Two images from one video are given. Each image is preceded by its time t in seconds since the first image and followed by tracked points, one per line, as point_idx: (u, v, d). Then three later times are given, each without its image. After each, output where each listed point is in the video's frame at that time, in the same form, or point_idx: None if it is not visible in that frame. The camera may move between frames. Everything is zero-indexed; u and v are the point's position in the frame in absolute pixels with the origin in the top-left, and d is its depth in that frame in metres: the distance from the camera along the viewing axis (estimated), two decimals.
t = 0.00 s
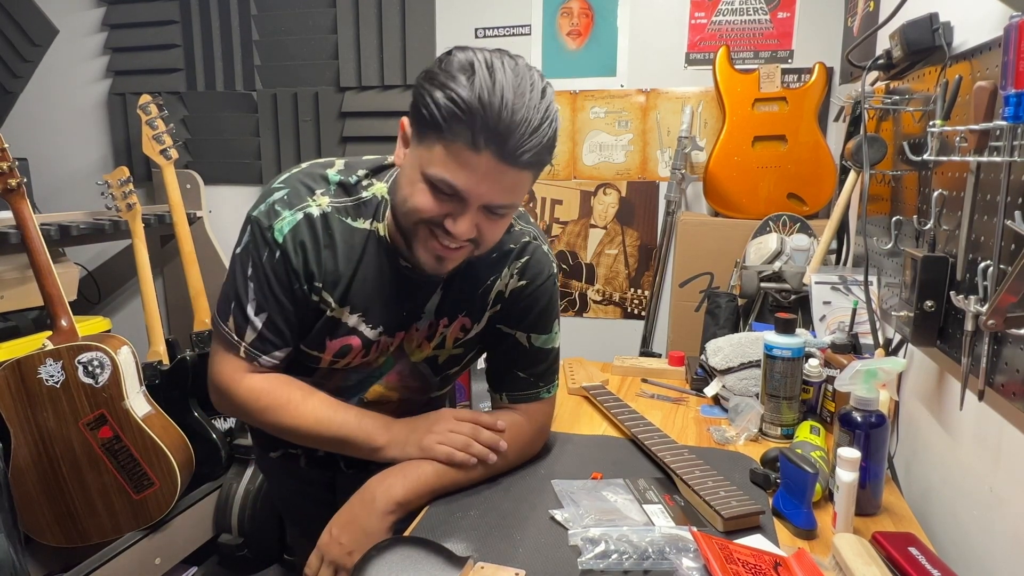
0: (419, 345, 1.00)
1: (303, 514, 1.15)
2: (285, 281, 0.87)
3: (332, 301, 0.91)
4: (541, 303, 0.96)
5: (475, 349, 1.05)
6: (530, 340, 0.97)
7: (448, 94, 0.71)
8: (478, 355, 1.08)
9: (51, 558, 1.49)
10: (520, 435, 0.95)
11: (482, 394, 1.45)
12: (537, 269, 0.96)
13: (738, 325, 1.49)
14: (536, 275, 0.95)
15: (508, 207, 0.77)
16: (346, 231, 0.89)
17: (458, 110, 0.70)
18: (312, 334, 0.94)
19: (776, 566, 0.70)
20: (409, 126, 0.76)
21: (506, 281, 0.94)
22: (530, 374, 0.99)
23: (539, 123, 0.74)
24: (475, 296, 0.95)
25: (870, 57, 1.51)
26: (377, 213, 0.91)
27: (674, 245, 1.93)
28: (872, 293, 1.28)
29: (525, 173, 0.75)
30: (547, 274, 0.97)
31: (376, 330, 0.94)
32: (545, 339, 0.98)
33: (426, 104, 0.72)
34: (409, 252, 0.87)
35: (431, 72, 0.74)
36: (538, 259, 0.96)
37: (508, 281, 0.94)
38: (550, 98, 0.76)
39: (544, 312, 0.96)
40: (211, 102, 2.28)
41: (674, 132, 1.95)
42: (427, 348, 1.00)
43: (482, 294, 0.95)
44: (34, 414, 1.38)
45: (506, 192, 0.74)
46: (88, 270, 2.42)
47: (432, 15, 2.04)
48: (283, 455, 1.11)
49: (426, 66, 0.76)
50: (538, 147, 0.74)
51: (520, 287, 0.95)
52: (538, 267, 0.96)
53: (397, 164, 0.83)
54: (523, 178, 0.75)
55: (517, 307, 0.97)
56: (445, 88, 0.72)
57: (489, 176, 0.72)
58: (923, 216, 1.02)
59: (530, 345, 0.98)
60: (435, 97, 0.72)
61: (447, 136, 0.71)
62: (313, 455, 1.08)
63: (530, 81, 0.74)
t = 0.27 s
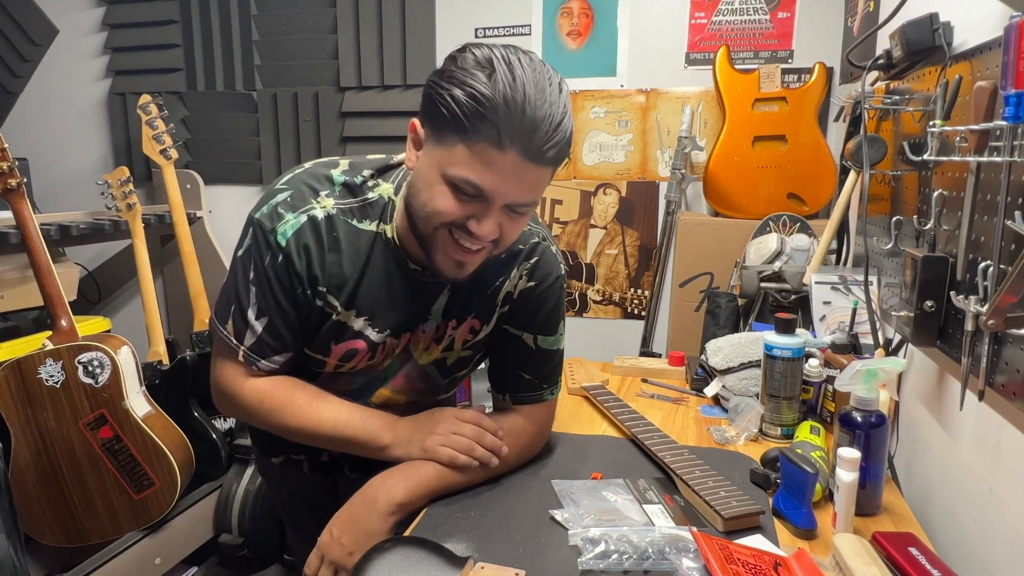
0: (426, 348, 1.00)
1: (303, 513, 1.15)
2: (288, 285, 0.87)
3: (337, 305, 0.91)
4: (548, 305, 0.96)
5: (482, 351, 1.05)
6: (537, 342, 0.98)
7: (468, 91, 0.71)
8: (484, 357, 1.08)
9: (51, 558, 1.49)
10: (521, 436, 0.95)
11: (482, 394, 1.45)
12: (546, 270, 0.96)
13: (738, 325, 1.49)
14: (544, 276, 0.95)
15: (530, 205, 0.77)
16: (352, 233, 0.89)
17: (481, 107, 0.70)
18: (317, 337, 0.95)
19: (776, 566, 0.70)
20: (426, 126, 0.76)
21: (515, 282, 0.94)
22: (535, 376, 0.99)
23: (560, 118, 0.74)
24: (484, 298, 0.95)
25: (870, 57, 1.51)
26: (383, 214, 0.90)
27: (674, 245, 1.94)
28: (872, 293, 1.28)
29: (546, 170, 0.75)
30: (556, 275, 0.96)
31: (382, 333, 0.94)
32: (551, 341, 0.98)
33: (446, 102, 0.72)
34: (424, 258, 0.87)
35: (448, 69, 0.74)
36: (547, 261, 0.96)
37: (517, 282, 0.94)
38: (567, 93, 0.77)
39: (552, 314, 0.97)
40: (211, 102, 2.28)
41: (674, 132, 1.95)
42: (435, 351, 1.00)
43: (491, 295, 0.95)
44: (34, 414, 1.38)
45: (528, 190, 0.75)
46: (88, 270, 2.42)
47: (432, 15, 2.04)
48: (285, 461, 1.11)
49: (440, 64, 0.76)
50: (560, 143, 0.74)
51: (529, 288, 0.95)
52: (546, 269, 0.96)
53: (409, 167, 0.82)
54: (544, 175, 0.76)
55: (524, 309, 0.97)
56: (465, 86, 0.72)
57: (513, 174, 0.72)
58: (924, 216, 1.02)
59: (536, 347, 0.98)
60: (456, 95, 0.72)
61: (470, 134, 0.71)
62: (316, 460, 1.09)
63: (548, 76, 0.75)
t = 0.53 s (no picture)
0: (433, 352, 0.99)
1: (303, 514, 1.15)
2: (290, 288, 0.87)
3: (341, 309, 0.91)
4: (555, 306, 0.97)
5: (488, 354, 1.05)
6: (542, 344, 0.98)
7: (478, 97, 0.71)
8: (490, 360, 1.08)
9: (51, 558, 1.49)
10: (522, 436, 0.95)
11: (482, 394, 1.45)
12: (553, 272, 0.96)
13: (738, 325, 1.49)
14: (551, 278, 0.96)
15: (546, 207, 0.77)
16: (356, 235, 0.89)
17: (493, 112, 0.70)
18: (321, 341, 0.95)
19: (775, 566, 0.70)
20: (435, 134, 0.75)
21: (522, 284, 0.95)
22: (539, 379, 0.99)
23: (571, 117, 0.74)
24: (491, 300, 0.95)
25: (870, 57, 1.51)
26: (388, 217, 0.90)
27: (674, 245, 1.93)
28: (872, 293, 1.28)
29: (560, 170, 0.76)
30: (562, 277, 0.97)
31: (387, 338, 0.94)
32: (555, 343, 0.98)
33: (457, 110, 0.72)
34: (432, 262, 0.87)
35: (453, 75, 0.74)
36: (555, 263, 0.96)
37: (524, 284, 0.95)
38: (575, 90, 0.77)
39: (559, 315, 0.97)
40: (211, 102, 2.28)
41: (674, 132, 1.95)
42: (441, 355, 1.00)
43: (498, 298, 0.95)
44: (34, 414, 1.38)
45: (545, 192, 0.75)
46: (88, 270, 2.42)
47: (432, 15, 2.04)
48: (287, 464, 1.11)
49: (443, 68, 0.75)
50: (574, 142, 0.75)
51: (536, 290, 0.96)
52: (554, 271, 0.96)
53: (414, 175, 0.81)
54: (559, 175, 0.76)
55: (531, 310, 0.97)
56: (475, 91, 0.71)
57: (530, 179, 0.73)
58: (923, 216, 1.02)
59: (542, 349, 0.98)
60: (466, 101, 0.71)
61: (484, 141, 0.71)
62: (320, 464, 1.09)
63: (555, 73, 0.75)
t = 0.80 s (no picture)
0: (428, 350, 0.99)
1: (304, 514, 1.15)
2: (289, 279, 0.87)
3: (339, 303, 0.91)
4: (555, 307, 0.97)
5: (487, 353, 1.04)
6: (542, 345, 0.98)
7: (481, 92, 0.71)
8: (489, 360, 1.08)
9: (51, 558, 1.49)
10: (522, 437, 0.95)
11: (482, 394, 1.45)
12: (553, 273, 0.96)
13: (738, 325, 1.49)
14: (552, 278, 0.96)
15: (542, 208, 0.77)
16: (356, 229, 0.90)
17: (495, 107, 0.70)
18: (317, 336, 0.95)
19: (776, 566, 0.70)
20: (437, 128, 0.75)
21: (522, 285, 0.95)
22: (538, 380, 0.99)
23: (572, 118, 0.75)
24: (490, 299, 0.95)
25: (871, 57, 1.51)
26: (388, 213, 0.91)
27: (674, 245, 1.93)
28: (872, 293, 1.28)
29: (559, 170, 0.75)
30: (563, 278, 0.97)
31: (384, 334, 0.94)
32: (555, 344, 0.98)
33: (459, 103, 0.72)
34: (427, 259, 0.88)
35: (457, 71, 0.74)
36: (555, 263, 0.96)
37: (524, 285, 0.95)
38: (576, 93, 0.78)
39: (559, 316, 0.97)
40: (211, 102, 2.29)
41: (674, 132, 1.95)
42: (438, 353, 1.00)
43: (497, 298, 0.95)
44: (34, 414, 1.38)
45: (542, 191, 0.75)
46: (88, 270, 2.42)
47: (432, 15, 2.04)
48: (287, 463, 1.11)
49: (449, 65, 0.76)
50: (574, 142, 0.75)
51: (536, 290, 0.96)
52: (554, 271, 0.96)
53: (413, 169, 0.82)
54: (557, 175, 0.76)
55: (530, 310, 0.97)
56: (477, 86, 0.72)
57: (528, 177, 0.73)
58: (923, 216, 1.02)
59: (541, 350, 0.98)
60: (468, 96, 0.72)
61: (485, 135, 0.71)
62: (321, 463, 1.09)
63: (557, 76, 0.75)
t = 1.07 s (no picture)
0: (420, 344, 1.00)
1: (304, 513, 1.15)
2: (287, 267, 0.88)
3: (333, 293, 0.92)
4: (549, 305, 0.97)
5: (481, 349, 1.05)
6: (536, 342, 0.98)
7: (474, 81, 0.73)
8: (483, 356, 1.08)
9: (51, 558, 1.49)
10: (522, 436, 0.95)
11: (482, 394, 1.45)
12: (546, 271, 0.96)
13: (738, 325, 1.49)
14: (545, 276, 0.96)
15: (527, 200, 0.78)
16: (353, 221, 0.91)
17: (486, 96, 0.72)
18: (312, 326, 0.95)
19: (775, 566, 0.70)
20: (432, 114, 0.77)
21: (515, 282, 0.95)
22: (533, 377, 0.99)
23: (561, 113, 0.76)
24: (482, 294, 0.96)
25: (870, 57, 1.51)
26: (385, 206, 0.93)
27: (674, 245, 1.93)
28: (872, 293, 1.28)
29: (545, 163, 0.77)
30: (556, 276, 0.97)
31: (378, 326, 0.96)
32: (550, 342, 0.98)
33: (452, 90, 0.74)
34: (419, 250, 0.89)
35: (455, 61, 0.76)
36: (548, 262, 0.96)
37: (517, 282, 0.95)
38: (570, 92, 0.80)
39: (553, 314, 0.98)
40: (211, 102, 2.29)
41: (674, 132, 1.95)
42: (429, 347, 1.01)
43: (490, 293, 0.96)
44: (34, 414, 1.38)
45: (527, 181, 0.76)
46: (88, 270, 2.42)
47: (432, 15, 2.04)
48: (285, 462, 1.11)
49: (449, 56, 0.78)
50: (560, 137, 0.76)
51: (529, 288, 0.96)
52: (547, 269, 0.96)
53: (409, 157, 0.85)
54: (543, 169, 0.77)
55: (523, 307, 0.97)
56: (471, 75, 0.74)
57: (513, 165, 0.74)
58: (923, 216, 1.02)
59: (536, 347, 0.98)
60: (462, 84, 0.74)
61: (473, 121, 0.73)
62: (318, 457, 1.09)
63: (551, 74, 0.77)
